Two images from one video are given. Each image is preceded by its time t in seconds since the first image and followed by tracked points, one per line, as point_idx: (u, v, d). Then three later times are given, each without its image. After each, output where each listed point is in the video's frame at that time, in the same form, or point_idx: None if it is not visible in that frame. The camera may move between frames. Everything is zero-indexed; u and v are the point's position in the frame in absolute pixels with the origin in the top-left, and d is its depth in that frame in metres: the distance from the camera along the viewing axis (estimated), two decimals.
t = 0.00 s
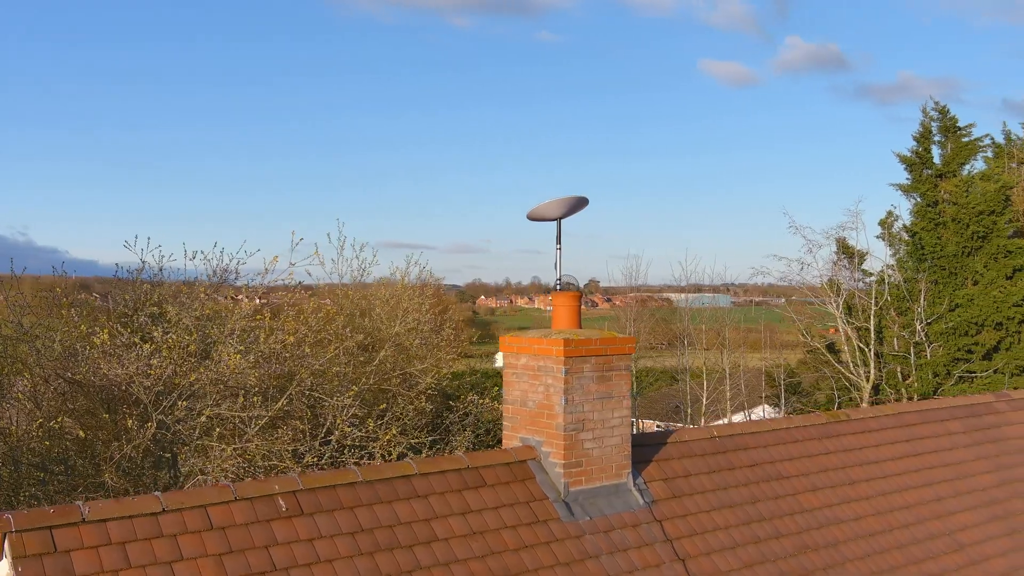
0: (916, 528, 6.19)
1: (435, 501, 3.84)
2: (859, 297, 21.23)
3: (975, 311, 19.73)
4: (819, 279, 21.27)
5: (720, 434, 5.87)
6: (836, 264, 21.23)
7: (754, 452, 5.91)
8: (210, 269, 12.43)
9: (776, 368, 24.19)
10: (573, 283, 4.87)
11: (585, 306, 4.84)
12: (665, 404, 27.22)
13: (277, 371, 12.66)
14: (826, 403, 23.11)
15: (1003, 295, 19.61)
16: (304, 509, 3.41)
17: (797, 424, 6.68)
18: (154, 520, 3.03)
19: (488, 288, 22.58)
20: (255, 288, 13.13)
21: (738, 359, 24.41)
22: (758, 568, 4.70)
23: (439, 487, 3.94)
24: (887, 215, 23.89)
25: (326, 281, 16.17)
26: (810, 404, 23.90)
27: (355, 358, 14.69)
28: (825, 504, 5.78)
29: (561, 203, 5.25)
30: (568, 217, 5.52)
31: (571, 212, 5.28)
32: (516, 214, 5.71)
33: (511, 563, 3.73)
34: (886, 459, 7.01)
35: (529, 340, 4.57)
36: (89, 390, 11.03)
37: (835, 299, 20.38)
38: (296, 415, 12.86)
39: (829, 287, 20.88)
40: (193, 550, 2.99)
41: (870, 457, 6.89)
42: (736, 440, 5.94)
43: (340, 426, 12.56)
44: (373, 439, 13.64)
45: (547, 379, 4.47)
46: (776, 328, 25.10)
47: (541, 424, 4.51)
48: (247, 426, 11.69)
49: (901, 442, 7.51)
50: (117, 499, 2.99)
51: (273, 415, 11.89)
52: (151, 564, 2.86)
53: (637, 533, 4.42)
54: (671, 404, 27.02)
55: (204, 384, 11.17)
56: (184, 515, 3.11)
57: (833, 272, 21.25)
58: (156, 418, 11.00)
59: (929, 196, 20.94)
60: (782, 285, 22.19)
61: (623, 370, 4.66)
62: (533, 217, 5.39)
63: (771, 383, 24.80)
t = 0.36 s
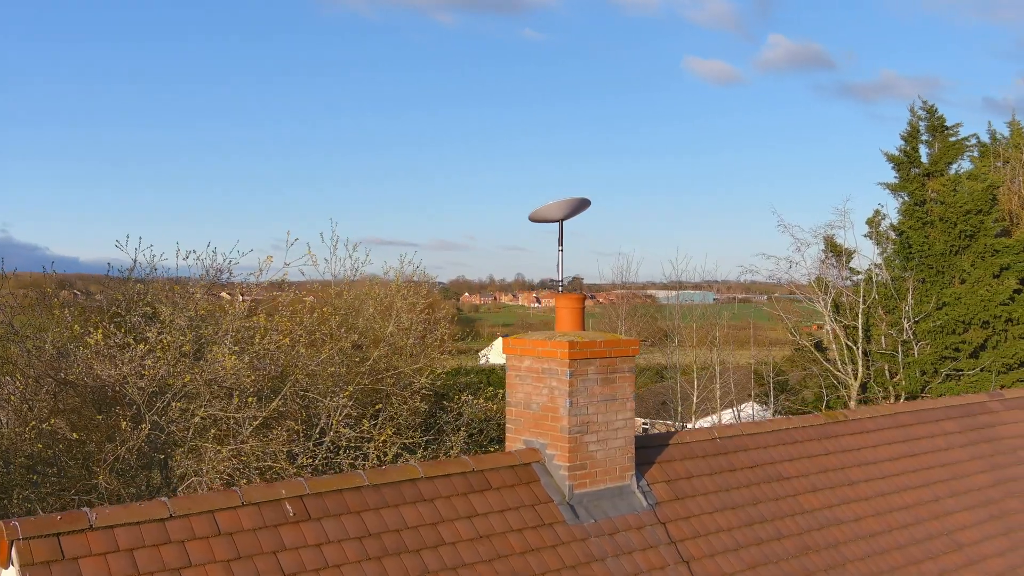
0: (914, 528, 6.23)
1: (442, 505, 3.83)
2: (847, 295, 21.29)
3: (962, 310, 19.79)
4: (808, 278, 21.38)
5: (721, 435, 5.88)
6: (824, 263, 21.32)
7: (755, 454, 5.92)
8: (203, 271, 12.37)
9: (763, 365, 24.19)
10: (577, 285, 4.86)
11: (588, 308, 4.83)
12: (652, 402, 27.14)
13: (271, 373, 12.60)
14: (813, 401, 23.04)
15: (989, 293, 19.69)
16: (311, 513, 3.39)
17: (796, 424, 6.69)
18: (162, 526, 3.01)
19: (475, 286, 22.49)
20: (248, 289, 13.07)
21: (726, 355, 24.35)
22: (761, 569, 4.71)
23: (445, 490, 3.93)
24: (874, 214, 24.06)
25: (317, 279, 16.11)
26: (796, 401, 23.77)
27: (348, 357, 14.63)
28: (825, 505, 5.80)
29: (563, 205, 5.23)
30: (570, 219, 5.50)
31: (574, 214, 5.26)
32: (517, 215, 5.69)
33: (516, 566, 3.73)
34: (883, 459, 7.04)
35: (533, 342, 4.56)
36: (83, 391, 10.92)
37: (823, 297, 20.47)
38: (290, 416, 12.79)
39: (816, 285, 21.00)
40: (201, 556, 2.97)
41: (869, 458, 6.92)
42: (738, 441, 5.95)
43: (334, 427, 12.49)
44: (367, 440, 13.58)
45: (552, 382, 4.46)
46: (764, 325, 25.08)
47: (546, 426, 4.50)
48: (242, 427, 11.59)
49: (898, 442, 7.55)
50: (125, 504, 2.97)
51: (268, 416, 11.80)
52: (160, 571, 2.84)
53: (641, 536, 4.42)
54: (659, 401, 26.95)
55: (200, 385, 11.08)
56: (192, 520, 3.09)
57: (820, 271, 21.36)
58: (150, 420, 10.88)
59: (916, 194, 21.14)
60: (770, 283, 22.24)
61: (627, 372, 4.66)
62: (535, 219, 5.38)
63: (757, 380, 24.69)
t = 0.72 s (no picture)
0: (911, 526, 6.27)
1: (448, 507, 3.82)
2: (833, 291, 21.40)
3: (948, 307, 19.89)
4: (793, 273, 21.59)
5: (722, 434, 5.90)
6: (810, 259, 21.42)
7: (756, 453, 5.94)
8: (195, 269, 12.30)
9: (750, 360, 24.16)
10: (580, 285, 4.85)
11: (592, 309, 4.82)
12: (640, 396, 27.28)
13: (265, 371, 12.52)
14: (800, 396, 23.00)
15: (975, 289, 19.78)
16: (319, 517, 3.38)
17: (794, 424, 6.72)
18: (171, 531, 2.98)
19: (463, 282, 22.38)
20: (241, 287, 13.01)
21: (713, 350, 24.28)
22: (763, 569, 4.73)
23: (451, 492, 3.92)
24: (862, 210, 24.27)
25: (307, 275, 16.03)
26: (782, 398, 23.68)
27: (342, 355, 14.58)
28: (825, 504, 5.83)
29: (565, 205, 5.21)
30: (571, 219, 5.48)
31: (576, 214, 5.24)
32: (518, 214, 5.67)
33: (524, 568, 3.72)
34: (880, 458, 7.08)
35: (537, 343, 4.55)
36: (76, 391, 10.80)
37: (809, 293, 20.59)
38: (284, 414, 12.72)
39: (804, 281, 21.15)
40: (210, 561, 2.95)
41: (866, 456, 6.96)
42: (738, 440, 5.97)
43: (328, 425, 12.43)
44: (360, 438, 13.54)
45: (557, 383, 4.45)
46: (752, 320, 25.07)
47: (550, 427, 4.50)
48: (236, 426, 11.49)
49: (893, 440, 7.59)
50: (134, 510, 2.95)
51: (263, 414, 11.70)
52: None
53: (646, 536, 4.43)
54: (647, 395, 27.09)
55: (194, 383, 10.98)
56: (201, 525, 3.07)
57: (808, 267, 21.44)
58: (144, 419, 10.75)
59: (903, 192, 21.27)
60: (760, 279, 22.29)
61: (631, 373, 4.66)
62: (537, 218, 5.35)
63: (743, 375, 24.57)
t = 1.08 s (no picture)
0: (909, 524, 6.32)
1: (456, 508, 3.82)
2: (820, 287, 21.73)
3: (934, 302, 20.05)
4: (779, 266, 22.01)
5: (722, 433, 5.93)
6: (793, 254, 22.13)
7: (756, 452, 5.96)
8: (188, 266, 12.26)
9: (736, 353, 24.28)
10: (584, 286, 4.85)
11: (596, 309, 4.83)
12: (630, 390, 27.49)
13: (259, 369, 12.45)
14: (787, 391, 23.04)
15: (960, 285, 19.75)
16: (329, 521, 3.37)
17: (793, 422, 6.76)
18: (182, 536, 2.97)
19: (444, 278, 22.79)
20: (235, 284, 12.97)
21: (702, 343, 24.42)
22: (766, 568, 4.75)
23: (459, 494, 3.92)
24: (847, 206, 24.55)
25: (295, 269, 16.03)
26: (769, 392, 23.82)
27: (336, 352, 14.58)
28: (824, 502, 5.86)
29: (569, 205, 5.21)
30: (573, 218, 5.47)
31: (578, 214, 5.24)
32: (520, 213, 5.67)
33: (532, 569, 3.73)
34: (877, 456, 7.13)
35: (542, 344, 4.56)
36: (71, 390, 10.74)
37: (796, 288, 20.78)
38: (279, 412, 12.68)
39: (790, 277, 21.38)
40: (223, 566, 2.93)
41: (863, 454, 7.01)
42: (738, 440, 6.00)
43: (322, 423, 12.40)
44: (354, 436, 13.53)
45: (562, 384, 4.46)
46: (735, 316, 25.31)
47: (555, 428, 4.51)
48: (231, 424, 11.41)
49: (890, 438, 7.65)
50: (144, 515, 2.93)
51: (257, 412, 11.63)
52: None
53: (651, 537, 4.44)
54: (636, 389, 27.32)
55: (188, 381, 10.91)
56: (211, 529, 3.05)
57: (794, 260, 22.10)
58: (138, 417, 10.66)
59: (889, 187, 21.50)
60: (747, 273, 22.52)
61: (635, 373, 4.66)
62: (539, 218, 5.35)
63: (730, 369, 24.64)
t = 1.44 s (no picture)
0: (905, 521, 6.37)
1: (463, 511, 3.82)
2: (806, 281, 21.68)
3: (919, 296, 20.14)
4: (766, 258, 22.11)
5: (722, 433, 5.96)
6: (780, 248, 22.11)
7: (756, 451, 6.00)
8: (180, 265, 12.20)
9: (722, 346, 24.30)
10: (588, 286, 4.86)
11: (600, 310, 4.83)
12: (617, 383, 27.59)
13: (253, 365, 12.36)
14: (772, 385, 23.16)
15: (947, 279, 19.93)
16: (339, 525, 3.36)
17: (791, 420, 6.80)
18: (194, 543, 2.95)
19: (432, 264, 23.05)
20: (228, 283, 12.92)
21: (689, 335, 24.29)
22: (769, 567, 4.78)
23: (466, 497, 3.92)
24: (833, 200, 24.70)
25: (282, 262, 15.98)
26: (754, 386, 23.86)
27: (329, 349, 14.53)
28: (823, 501, 5.90)
29: (571, 205, 5.20)
30: (575, 218, 5.46)
31: (581, 214, 5.23)
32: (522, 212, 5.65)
33: (539, 572, 3.73)
34: (873, 454, 7.19)
35: (546, 345, 4.56)
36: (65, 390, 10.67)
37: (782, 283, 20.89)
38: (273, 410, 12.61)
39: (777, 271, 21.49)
40: (234, 573, 2.92)
41: (860, 452, 7.06)
42: (738, 439, 6.03)
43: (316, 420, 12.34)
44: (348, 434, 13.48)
45: (567, 385, 4.46)
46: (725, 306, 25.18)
47: (560, 430, 4.51)
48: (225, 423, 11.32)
49: (885, 435, 7.71)
50: (155, 522, 2.92)
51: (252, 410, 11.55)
52: None
53: (655, 538, 4.46)
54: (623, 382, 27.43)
55: (184, 380, 10.82)
56: (222, 536, 3.04)
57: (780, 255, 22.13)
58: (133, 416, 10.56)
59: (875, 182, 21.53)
60: (731, 264, 22.74)
61: (639, 375, 4.67)
62: (541, 218, 5.34)
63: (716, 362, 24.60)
